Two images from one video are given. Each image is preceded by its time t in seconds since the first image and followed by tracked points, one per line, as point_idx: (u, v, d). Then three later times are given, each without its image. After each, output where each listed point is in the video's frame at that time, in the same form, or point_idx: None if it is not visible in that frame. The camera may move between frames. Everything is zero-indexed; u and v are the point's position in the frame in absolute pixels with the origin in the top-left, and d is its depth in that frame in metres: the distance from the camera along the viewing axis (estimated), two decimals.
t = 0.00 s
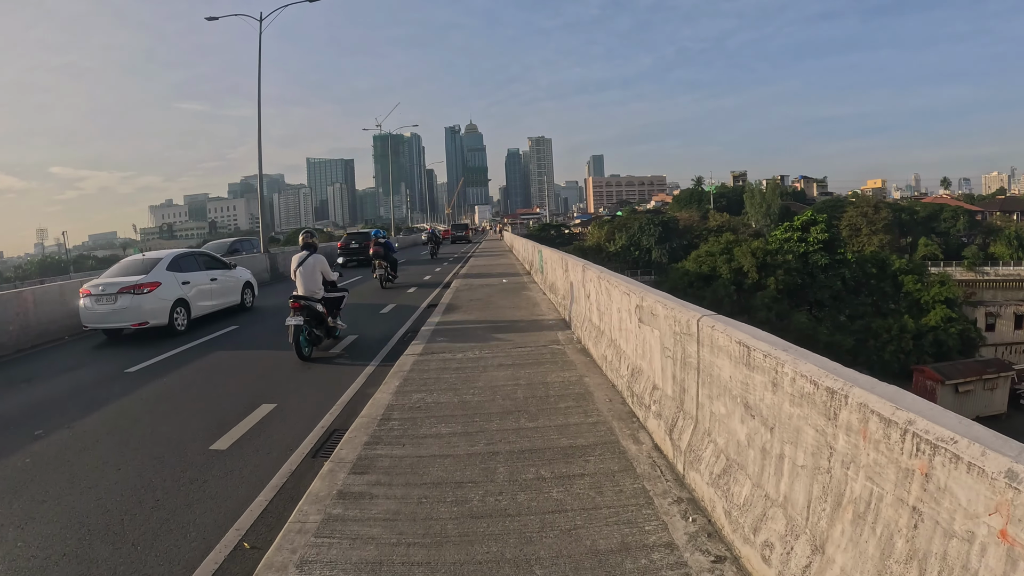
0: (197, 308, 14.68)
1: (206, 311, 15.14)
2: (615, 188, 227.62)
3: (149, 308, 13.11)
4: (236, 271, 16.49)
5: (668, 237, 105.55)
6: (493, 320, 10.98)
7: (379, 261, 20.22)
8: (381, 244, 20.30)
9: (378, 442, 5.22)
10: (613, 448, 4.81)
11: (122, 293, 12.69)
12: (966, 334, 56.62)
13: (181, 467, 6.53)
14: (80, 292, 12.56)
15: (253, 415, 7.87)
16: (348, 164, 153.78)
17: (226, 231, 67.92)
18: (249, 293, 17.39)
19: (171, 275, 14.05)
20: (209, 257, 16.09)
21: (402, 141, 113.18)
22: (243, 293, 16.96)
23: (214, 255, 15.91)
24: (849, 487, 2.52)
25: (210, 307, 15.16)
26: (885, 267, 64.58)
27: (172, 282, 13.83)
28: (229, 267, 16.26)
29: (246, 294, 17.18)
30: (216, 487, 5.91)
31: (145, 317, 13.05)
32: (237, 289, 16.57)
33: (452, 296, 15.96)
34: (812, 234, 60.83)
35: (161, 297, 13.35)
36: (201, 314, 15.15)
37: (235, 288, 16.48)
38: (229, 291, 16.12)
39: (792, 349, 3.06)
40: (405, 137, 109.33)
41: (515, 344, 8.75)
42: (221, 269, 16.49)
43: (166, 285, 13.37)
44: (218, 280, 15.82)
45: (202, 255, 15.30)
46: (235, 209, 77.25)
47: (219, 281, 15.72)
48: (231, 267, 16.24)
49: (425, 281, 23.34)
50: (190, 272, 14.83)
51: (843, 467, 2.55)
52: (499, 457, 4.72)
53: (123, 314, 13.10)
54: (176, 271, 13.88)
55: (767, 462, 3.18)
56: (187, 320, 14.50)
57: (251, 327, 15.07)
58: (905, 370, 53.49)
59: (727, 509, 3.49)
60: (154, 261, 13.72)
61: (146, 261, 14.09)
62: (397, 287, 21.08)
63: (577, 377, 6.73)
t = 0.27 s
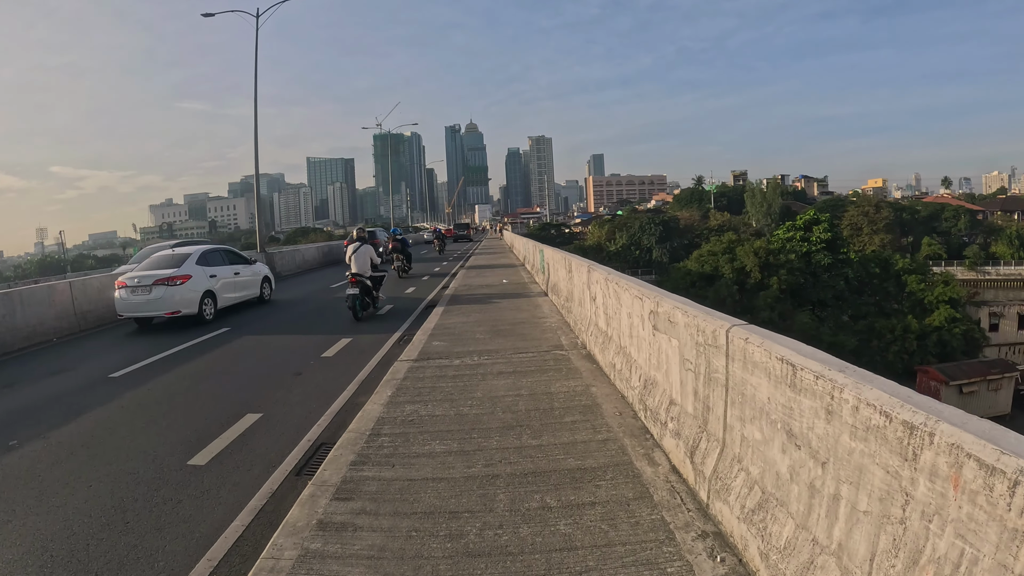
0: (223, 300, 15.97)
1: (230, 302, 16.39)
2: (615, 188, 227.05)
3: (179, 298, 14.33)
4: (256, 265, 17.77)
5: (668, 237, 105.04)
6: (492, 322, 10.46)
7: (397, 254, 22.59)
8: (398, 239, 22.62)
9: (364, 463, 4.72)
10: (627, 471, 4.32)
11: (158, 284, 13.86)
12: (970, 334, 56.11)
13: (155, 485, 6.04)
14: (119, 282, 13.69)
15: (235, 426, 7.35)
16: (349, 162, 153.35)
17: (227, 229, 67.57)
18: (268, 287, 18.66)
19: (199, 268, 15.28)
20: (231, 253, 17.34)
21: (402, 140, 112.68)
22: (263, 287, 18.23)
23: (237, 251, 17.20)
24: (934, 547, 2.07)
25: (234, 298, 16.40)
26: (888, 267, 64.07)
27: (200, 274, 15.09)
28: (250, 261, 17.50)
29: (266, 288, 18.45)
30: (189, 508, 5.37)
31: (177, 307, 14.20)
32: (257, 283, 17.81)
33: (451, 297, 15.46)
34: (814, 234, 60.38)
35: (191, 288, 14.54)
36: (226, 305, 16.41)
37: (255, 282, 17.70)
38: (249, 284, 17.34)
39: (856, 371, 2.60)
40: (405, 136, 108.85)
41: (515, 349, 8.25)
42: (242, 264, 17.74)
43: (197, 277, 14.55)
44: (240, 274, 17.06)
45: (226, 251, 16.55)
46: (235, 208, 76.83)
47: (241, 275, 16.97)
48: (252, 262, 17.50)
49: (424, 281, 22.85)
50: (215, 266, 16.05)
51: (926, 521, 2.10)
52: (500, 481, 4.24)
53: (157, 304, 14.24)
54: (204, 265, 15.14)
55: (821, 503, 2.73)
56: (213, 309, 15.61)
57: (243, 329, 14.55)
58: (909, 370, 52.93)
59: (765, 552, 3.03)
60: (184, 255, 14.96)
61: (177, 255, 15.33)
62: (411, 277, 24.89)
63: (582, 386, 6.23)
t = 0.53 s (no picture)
0: (246, 293, 16.94)
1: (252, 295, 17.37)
2: (616, 187, 226.39)
3: (209, 289, 15.27)
4: (275, 261, 18.78)
5: (669, 236, 104.40)
6: (494, 326, 9.90)
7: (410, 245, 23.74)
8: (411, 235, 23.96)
9: (350, 498, 4.16)
10: (651, 507, 3.77)
11: (188, 276, 14.81)
12: (975, 334, 55.49)
13: (124, 511, 5.51)
14: (151, 276, 14.60)
15: (218, 442, 6.81)
16: (350, 161, 152.85)
17: (228, 228, 67.10)
18: (284, 283, 19.64)
19: (226, 263, 16.26)
20: (252, 250, 18.30)
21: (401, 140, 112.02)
22: (281, 283, 19.18)
23: (256, 248, 18.22)
24: None
25: (255, 292, 17.37)
26: (892, 267, 63.48)
27: (226, 269, 16.05)
28: (269, 258, 18.53)
29: (282, 283, 19.45)
30: (156, 544, 4.83)
31: (206, 298, 15.12)
32: (275, 279, 18.76)
33: (450, 299, 14.88)
34: (818, 234, 59.77)
35: (219, 281, 15.53)
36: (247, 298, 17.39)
37: (273, 277, 18.68)
38: (269, 279, 18.25)
39: (955, 414, 2.10)
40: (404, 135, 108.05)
41: (519, 357, 7.68)
42: (261, 260, 18.71)
43: (224, 270, 15.52)
44: (260, 269, 18.04)
45: (247, 248, 17.57)
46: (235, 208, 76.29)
47: (262, 270, 17.99)
48: (271, 258, 18.55)
49: (423, 281, 22.29)
50: (239, 261, 17.02)
51: None
52: (504, 520, 3.70)
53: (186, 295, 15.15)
54: (230, 259, 16.12)
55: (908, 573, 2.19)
56: (237, 302, 16.55)
57: (234, 333, 13.99)
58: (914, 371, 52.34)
59: None
60: (211, 250, 15.93)
61: (202, 251, 16.29)
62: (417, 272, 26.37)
63: (593, 401, 5.68)
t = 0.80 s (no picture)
0: (265, 287, 17.78)
1: (271, 289, 18.20)
2: (616, 186, 225.93)
3: (232, 283, 16.12)
4: (290, 258, 19.58)
5: (669, 236, 103.92)
6: (492, 330, 9.40)
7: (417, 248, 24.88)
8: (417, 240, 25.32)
9: (328, 533, 3.68)
10: (669, 546, 3.29)
11: (213, 272, 15.74)
12: (978, 335, 54.99)
13: (86, 537, 5.02)
14: (179, 271, 15.48)
15: (195, 458, 6.33)
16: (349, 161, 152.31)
17: (226, 227, 66.63)
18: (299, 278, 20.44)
19: (247, 259, 17.10)
20: (270, 245, 19.22)
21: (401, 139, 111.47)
22: (296, 278, 19.95)
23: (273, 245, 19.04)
24: None
25: (273, 286, 18.20)
26: (895, 266, 62.99)
27: (248, 264, 16.89)
28: (285, 255, 19.33)
29: (298, 278, 20.27)
30: None
31: (230, 291, 16.02)
32: (291, 274, 19.55)
33: (447, 300, 14.38)
34: (820, 233, 59.26)
35: (243, 276, 16.38)
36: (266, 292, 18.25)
37: (289, 273, 19.49)
38: (287, 273, 19.19)
39: None
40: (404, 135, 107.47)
41: (518, 364, 7.18)
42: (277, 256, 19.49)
43: (247, 266, 16.44)
44: (278, 265, 18.85)
45: (266, 245, 18.41)
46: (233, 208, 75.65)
47: (279, 266, 18.82)
48: (287, 255, 19.35)
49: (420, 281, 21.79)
50: (260, 258, 17.94)
51: None
52: (502, 563, 3.22)
53: (210, 289, 16.00)
54: (252, 255, 16.96)
55: None
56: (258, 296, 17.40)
57: (224, 336, 13.48)
58: (916, 372, 51.86)
59: None
60: (234, 248, 16.76)
61: (224, 248, 17.13)
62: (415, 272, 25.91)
63: (599, 416, 5.20)
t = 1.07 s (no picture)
0: (283, 283, 17.61)
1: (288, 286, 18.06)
2: (616, 186, 225.25)
3: (251, 278, 15.95)
4: (305, 255, 19.39)
5: (670, 235, 103.24)
6: (487, 337, 8.86)
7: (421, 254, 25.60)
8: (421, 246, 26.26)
9: None
10: None
11: (235, 266, 15.55)
12: (982, 336, 54.35)
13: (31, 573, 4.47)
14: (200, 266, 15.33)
15: (162, 479, 5.78)
16: (349, 160, 151.60)
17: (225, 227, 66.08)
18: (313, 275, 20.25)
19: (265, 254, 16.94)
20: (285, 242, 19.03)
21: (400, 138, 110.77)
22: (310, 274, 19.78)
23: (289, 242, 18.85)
24: None
25: (291, 282, 18.05)
26: (898, 266, 62.44)
27: (266, 260, 16.74)
28: (300, 251, 19.16)
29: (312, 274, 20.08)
30: None
31: (251, 286, 15.86)
32: (305, 270, 19.37)
33: (442, 302, 13.80)
34: (822, 233, 58.65)
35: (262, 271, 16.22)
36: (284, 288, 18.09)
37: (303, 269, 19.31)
38: (302, 270, 18.97)
39: None
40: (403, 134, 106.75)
41: (516, 375, 6.67)
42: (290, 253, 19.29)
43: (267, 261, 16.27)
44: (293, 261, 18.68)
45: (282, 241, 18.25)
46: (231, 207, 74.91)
47: (295, 262, 18.65)
48: (302, 251, 19.17)
49: (417, 282, 21.22)
50: (276, 254, 17.76)
51: None
52: None
53: (230, 285, 15.84)
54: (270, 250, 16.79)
55: None
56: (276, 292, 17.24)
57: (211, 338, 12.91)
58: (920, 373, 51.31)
59: None
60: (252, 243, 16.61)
61: (242, 244, 16.98)
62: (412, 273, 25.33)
63: (603, 442, 4.69)
